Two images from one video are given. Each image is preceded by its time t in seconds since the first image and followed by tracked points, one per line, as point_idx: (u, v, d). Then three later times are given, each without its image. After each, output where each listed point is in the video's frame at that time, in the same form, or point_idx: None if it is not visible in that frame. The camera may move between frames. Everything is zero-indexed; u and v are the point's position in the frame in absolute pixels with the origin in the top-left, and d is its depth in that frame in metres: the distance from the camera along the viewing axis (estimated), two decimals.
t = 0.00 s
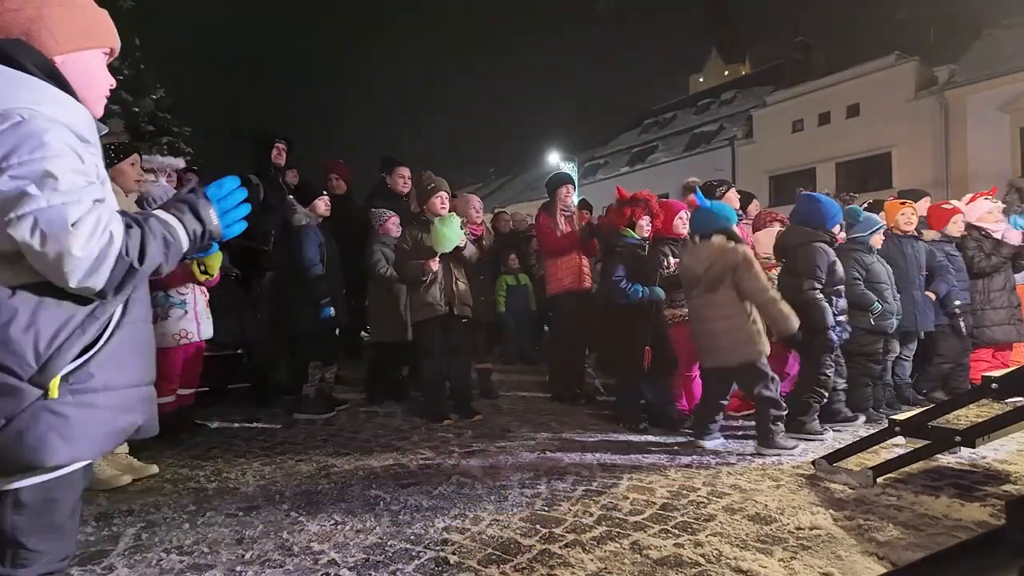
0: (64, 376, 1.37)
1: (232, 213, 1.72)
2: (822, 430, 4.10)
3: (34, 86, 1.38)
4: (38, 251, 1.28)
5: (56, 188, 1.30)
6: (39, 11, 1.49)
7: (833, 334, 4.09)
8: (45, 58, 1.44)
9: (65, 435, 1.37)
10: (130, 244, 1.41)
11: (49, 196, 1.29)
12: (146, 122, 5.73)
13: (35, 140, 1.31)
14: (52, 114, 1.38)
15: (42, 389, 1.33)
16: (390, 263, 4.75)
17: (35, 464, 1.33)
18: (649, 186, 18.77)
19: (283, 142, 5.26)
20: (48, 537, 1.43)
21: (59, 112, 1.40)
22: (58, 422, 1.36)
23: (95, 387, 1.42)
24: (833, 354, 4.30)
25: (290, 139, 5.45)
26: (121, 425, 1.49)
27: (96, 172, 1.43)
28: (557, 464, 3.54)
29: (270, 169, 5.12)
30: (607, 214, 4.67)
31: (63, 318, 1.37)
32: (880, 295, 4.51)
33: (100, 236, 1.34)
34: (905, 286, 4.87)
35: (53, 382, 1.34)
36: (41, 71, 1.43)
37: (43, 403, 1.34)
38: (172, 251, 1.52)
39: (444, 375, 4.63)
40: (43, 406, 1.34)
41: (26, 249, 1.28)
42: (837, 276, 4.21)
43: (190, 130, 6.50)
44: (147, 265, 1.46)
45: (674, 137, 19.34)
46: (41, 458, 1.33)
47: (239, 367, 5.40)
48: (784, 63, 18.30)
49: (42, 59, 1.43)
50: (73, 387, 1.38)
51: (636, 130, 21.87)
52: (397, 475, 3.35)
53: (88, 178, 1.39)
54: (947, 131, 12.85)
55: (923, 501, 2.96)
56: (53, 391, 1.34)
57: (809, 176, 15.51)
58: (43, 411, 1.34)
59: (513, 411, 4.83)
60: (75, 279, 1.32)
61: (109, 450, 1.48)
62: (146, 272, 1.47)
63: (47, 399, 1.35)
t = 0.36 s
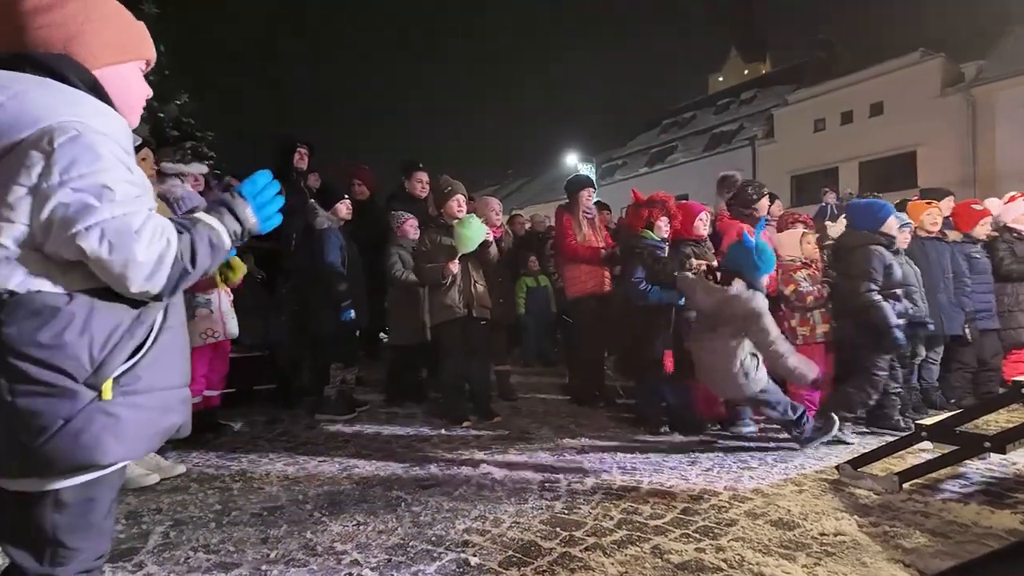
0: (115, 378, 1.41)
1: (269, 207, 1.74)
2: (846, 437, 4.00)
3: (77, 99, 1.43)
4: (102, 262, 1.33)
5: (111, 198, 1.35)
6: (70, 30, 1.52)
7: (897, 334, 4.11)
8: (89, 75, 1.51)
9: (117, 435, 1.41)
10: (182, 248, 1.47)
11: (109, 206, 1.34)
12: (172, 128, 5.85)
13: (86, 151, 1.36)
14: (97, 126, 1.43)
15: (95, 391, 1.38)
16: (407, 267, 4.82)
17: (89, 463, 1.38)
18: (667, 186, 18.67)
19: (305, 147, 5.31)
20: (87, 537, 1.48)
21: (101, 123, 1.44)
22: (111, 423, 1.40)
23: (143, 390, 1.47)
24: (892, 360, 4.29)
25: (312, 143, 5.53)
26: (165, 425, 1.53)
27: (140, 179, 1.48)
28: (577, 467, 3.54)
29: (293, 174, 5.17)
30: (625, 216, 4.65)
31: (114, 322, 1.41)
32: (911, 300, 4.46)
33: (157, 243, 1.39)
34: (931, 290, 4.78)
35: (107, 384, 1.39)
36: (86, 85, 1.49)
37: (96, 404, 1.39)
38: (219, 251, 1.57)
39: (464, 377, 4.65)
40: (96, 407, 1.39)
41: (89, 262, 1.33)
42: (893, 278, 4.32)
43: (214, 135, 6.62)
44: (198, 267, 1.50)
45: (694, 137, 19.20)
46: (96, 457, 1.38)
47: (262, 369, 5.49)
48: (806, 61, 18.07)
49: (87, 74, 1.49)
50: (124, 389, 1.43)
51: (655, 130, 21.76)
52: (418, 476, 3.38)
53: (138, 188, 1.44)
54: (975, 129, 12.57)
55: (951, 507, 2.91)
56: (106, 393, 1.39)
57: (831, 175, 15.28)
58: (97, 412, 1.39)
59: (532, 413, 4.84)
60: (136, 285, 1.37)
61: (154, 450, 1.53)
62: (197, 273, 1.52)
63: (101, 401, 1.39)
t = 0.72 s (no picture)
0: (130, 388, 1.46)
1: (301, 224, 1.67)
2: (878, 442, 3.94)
3: (109, 111, 1.49)
4: (84, 254, 1.26)
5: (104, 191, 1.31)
6: (66, 28, 1.61)
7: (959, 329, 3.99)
8: (101, 73, 1.60)
9: (129, 443, 1.46)
10: (172, 240, 1.31)
11: (93, 198, 1.28)
12: (203, 133, 5.99)
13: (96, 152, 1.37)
14: (120, 134, 1.46)
15: (110, 401, 1.43)
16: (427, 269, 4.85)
17: (104, 471, 1.44)
18: (694, 186, 18.45)
19: (333, 151, 5.39)
20: (129, 530, 1.53)
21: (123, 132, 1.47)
22: (124, 431, 1.45)
23: (159, 399, 1.50)
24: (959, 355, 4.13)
25: (338, 147, 5.62)
26: (183, 432, 1.57)
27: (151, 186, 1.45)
28: (602, 470, 3.53)
29: (321, 177, 5.27)
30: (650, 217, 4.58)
31: (130, 334, 1.46)
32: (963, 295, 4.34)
33: (143, 235, 1.28)
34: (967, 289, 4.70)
35: (120, 394, 1.44)
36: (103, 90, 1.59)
37: (111, 413, 1.44)
38: (227, 255, 1.39)
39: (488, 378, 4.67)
40: (111, 417, 1.44)
41: (75, 256, 1.26)
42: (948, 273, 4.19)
43: (243, 139, 6.76)
44: (195, 266, 1.33)
45: (720, 136, 18.96)
46: (108, 464, 1.44)
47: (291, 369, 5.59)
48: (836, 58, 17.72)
49: (103, 79, 1.59)
50: (139, 398, 1.47)
51: (680, 130, 21.54)
52: (443, 477, 3.41)
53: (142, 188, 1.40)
54: (1015, 124, 12.17)
55: (991, 515, 2.82)
56: (120, 402, 1.44)
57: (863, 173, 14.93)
58: (110, 421, 1.44)
59: (557, 415, 4.84)
60: (115, 278, 1.27)
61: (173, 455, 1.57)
62: (196, 274, 1.35)
63: (115, 410, 1.44)
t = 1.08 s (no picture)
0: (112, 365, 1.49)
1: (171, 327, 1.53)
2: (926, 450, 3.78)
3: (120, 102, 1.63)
4: None
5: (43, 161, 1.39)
6: (105, 45, 1.73)
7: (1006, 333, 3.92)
8: (136, 82, 1.70)
9: (106, 420, 1.48)
10: (60, 224, 1.34)
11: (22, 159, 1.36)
12: (239, 139, 6.15)
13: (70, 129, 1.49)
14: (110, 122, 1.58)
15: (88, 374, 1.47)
16: (455, 270, 4.87)
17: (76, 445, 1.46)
18: (726, 186, 18.16)
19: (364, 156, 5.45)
20: (165, 523, 1.59)
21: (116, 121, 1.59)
22: (103, 407, 1.48)
23: (142, 380, 1.53)
24: (1017, 360, 4.03)
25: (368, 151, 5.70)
26: (161, 423, 1.54)
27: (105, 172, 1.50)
28: (633, 473, 3.51)
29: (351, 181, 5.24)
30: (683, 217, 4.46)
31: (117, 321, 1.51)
32: None
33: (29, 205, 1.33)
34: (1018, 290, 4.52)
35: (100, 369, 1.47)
36: (133, 94, 1.69)
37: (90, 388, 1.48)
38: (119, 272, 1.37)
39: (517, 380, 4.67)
40: (90, 390, 1.48)
41: None
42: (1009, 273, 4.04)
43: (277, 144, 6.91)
44: (72, 262, 1.34)
45: (753, 135, 18.62)
46: (82, 439, 1.46)
47: (324, 370, 5.68)
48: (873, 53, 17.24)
49: (133, 84, 1.69)
50: (118, 376, 1.50)
51: (711, 129, 21.24)
52: (474, 478, 3.42)
53: (84, 171, 1.46)
54: None
55: None
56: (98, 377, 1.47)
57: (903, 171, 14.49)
58: (89, 395, 1.48)
59: (587, 417, 4.81)
60: None
61: (157, 448, 1.55)
62: (80, 273, 1.35)
63: (97, 385, 1.48)
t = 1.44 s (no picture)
0: (173, 356, 1.56)
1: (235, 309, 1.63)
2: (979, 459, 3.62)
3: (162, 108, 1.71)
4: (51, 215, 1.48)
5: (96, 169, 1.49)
6: (157, 60, 1.80)
7: None
8: (187, 95, 1.77)
9: (165, 408, 1.54)
10: (119, 224, 1.44)
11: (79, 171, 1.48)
12: (279, 146, 6.29)
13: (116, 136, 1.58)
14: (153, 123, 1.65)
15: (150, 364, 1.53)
16: (496, 271, 4.92)
17: (137, 432, 1.52)
18: (765, 185, 17.76)
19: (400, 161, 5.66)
20: (206, 518, 1.64)
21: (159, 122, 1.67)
22: (163, 396, 1.54)
23: (198, 371, 1.59)
24: None
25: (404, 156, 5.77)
26: (216, 413, 1.60)
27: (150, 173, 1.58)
28: (670, 477, 3.45)
29: (387, 185, 5.51)
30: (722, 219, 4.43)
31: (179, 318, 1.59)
32: None
33: (90, 212, 1.44)
34: None
35: (160, 359, 1.53)
36: (180, 103, 1.74)
37: (152, 377, 1.54)
38: (179, 261, 1.48)
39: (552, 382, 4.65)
40: (152, 379, 1.54)
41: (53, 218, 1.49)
42: None
43: (316, 150, 7.06)
44: (135, 258, 1.45)
45: (794, 132, 18.16)
46: (143, 426, 1.52)
47: (361, 371, 5.77)
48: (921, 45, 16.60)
49: (180, 93, 1.75)
50: (178, 366, 1.56)
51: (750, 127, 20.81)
52: (508, 479, 3.43)
53: (135, 173, 1.55)
54: None
55: None
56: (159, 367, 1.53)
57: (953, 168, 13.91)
58: (151, 384, 1.54)
59: (622, 420, 4.76)
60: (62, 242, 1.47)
61: (211, 436, 1.61)
62: (142, 269, 1.46)
63: (157, 375, 1.54)
